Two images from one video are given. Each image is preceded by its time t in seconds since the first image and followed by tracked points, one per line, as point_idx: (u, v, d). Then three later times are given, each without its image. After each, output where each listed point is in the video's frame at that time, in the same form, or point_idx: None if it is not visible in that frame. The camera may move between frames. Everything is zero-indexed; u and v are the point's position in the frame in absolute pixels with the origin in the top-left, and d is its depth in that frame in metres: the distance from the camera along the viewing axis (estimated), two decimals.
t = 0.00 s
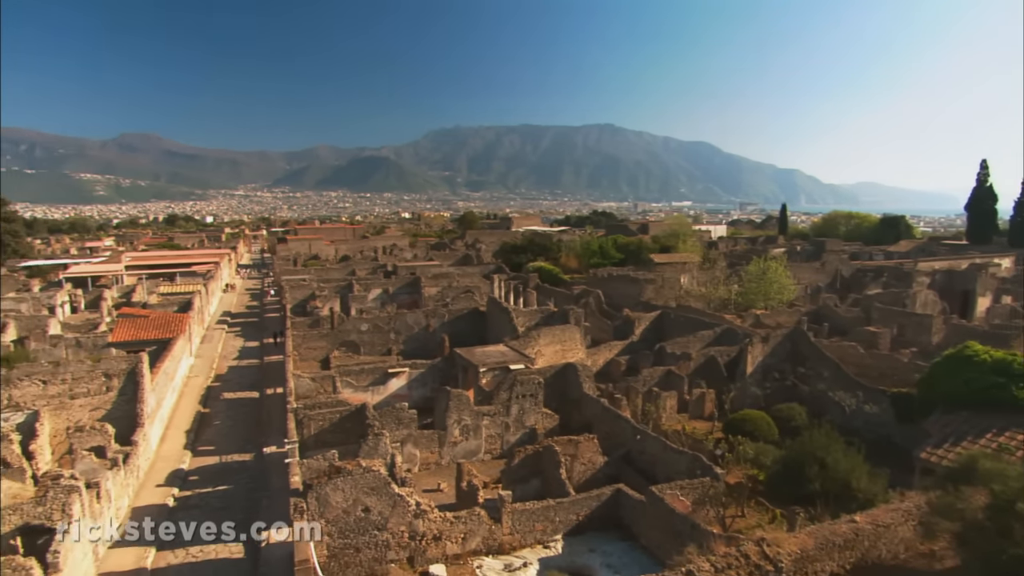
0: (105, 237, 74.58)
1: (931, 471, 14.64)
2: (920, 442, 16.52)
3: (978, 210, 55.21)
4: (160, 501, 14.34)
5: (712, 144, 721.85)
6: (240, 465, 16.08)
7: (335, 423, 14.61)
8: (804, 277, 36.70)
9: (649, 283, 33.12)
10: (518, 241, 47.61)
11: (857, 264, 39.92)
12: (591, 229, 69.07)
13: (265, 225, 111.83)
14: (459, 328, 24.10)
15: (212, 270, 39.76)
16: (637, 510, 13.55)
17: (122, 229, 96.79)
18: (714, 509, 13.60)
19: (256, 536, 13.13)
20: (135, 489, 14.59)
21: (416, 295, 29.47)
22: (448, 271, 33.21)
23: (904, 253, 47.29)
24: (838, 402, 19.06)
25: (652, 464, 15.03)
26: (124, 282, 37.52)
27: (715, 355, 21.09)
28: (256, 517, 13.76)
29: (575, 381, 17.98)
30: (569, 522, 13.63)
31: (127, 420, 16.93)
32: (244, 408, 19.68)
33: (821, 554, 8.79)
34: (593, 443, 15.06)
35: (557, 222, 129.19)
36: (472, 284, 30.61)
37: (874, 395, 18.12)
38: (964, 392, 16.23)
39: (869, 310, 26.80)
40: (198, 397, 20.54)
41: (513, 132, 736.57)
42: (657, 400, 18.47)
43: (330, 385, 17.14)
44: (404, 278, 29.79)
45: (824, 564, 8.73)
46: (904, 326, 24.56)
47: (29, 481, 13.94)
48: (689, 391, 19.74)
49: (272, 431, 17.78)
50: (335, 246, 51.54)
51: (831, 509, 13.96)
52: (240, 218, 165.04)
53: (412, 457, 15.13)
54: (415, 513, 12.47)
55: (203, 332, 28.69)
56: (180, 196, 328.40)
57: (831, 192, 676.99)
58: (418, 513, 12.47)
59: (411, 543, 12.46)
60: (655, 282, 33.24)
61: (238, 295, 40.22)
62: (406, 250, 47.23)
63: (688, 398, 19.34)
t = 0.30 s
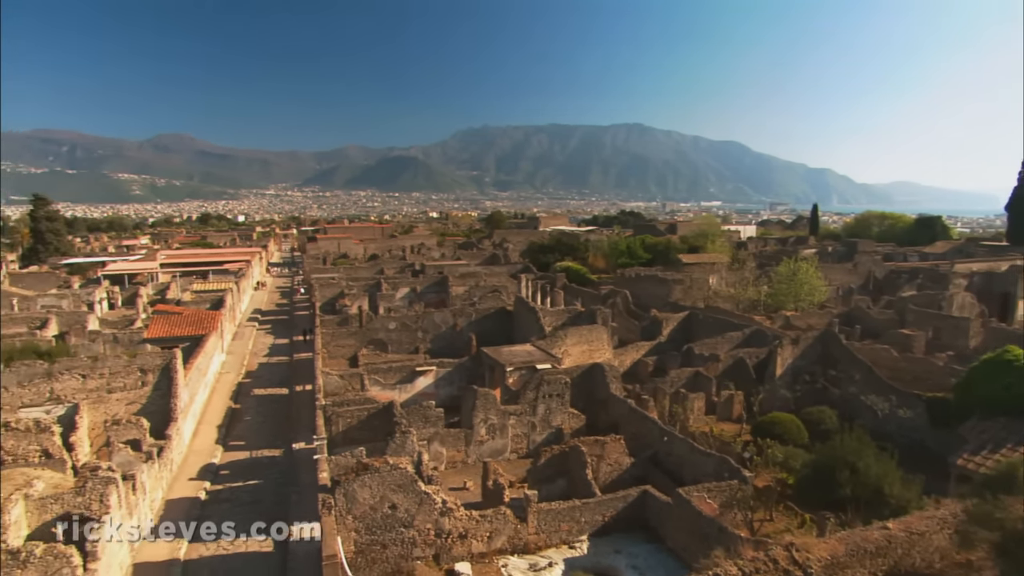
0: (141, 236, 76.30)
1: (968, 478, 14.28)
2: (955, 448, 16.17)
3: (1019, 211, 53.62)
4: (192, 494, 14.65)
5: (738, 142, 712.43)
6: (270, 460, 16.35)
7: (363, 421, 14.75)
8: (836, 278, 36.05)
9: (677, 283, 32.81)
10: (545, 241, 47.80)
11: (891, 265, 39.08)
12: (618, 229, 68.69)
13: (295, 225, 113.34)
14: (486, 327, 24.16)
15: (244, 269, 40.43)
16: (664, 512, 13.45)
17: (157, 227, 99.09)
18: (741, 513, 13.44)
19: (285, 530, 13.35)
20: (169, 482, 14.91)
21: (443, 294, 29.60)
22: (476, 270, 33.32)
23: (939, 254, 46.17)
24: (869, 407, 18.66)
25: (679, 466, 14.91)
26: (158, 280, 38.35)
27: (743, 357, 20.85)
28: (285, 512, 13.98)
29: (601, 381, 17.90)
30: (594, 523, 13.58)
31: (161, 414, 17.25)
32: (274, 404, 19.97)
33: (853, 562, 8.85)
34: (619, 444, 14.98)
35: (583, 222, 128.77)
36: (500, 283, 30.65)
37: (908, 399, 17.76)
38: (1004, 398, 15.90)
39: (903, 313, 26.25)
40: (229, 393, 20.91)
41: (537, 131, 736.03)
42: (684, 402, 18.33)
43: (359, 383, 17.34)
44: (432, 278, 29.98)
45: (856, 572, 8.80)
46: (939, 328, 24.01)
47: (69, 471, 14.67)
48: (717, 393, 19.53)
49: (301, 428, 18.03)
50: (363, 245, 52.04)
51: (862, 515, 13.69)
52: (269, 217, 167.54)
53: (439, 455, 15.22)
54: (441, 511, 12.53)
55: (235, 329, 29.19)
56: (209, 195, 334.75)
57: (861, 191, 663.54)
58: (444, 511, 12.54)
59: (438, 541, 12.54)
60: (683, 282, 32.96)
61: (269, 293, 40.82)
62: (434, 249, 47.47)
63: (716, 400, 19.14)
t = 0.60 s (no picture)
0: (176, 234, 77.96)
1: (1007, 486, 13.90)
2: (995, 454, 15.80)
3: None
4: (223, 488, 14.92)
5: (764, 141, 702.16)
6: (299, 456, 16.57)
7: (390, 418, 14.86)
8: (869, 279, 35.36)
9: (705, 283, 32.55)
10: (573, 241, 48.57)
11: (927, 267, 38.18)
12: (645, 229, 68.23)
13: (325, 224, 114.87)
14: (513, 327, 24.19)
15: (274, 267, 41.05)
16: (691, 515, 13.33)
17: (192, 225, 101.30)
18: (770, 517, 13.26)
19: (313, 525, 13.53)
20: (201, 475, 15.22)
21: (470, 293, 29.71)
22: (503, 269, 33.39)
23: (977, 256, 45.00)
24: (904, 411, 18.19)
25: (707, 468, 14.76)
26: (192, 277, 39.12)
27: (773, 359, 20.58)
28: (314, 507, 14.16)
29: (629, 382, 17.80)
30: (621, 524, 13.50)
31: (195, 410, 17.60)
32: (303, 401, 20.24)
33: (885, 569, 8.66)
34: (647, 446, 14.86)
35: (611, 222, 128.16)
36: (527, 282, 30.63)
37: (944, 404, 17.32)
38: None
39: (939, 316, 25.66)
40: (260, 389, 21.25)
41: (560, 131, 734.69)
42: (713, 404, 18.15)
43: (386, 381, 17.49)
44: (459, 277, 30.09)
45: None
46: (977, 332, 23.42)
47: (107, 463, 15.11)
48: (746, 395, 19.30)
49: (329, 425, 18.23)
50: (392, 244, 52.48)
51: (896, 521, 13.35)
52: (299, 216, 170.04)
53: (465, 454, 15.27)
54: (467, 510, 12.56)
55: (266, 326, 29.65)
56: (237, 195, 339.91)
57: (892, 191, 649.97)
58: (470, 510, 12.57)
59: (463, 539, 12.58)
60: (711, 283, 32.65)
61: (299, 291, 41.38)
62: (461, 249, 47.65)
63: (745, 402, 18.90)
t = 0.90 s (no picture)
0: (207, 232, 79.48)
1: None
2: None
3: None
4: (252, 482, 15.13)
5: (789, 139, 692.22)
6: (326, 452, 16.76)
7: (416, 416, 14.95)
8: (901, 281, 34.67)
9: (732, 284, 32.26)
10: (599, 241, 48.39)
11: (962, 268, 37.31)
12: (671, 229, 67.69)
13: (351, 223, 115.88)
14: (539, 326, 24.18)
15: (303, 265, 41.56)
16: (717, 518, 13.19)
17: (222, 224, 103.00)
18: (797, 521, 13.08)
19: (339, 521, 13.67)
20: (230, 470, 15.45)
21: (496, 292, 29.75)
22: (529, 269, 33.38)
23: (1015, 257, 43.82)
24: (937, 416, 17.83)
25: (733, 471, 14.60)
26: (222, 275, 39.80)
27: (801, 361, 20.32)
28: (340, 503, 14.29)
29: (655, 383, 17.69)
30: (645, 526, 13.41)
31: (224, 406, 17.88)
32: (330, 398, 20.47)
33: None
34: (672, 447, 14.75)
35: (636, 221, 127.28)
36: (553, 282, 30.60)
37: (980, 409, 16.93)
38: None
39: (974, 319, 25.08)
40: (288, 386, 21.53)
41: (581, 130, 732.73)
42: (740, 405, 17.97)
43: (413, 379, 17.61)
44: (485, 276, 30.15)
45: None
46: (1014, 336, 22.85)
47: (140, 456, 15.45)
48: (774, 397, 19.06)
49: (355, 422, 18.40)
50: (418, 243, 52.79)
51: (928, 528, 13.11)
52: (326, 215, 171.67)
53: (490, 452, 15.32)
54: (491, 508, 12.58)
55: (294, 323, 30.03)
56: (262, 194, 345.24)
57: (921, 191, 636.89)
58: (495, 508, 12.59)
59: (488, 537, 12.61)
60: (739, 284, 32.32)
61: (326, 289, 41.82)
62: (487, 248, 47.78)
63: (772, 404, 18.67)
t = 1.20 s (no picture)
0: (237, 231, 80.91)
1: None
2: None
3: None
4: (278, 477, 15.33)
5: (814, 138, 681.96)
6: (351, 449, 16.93)
7: (441, 414, 15.03)
8: (934, 282, 33.96)
9: (760, 285, 31.92)
10: (625, 241, 48.26)
11: (999, 269, 36.41)
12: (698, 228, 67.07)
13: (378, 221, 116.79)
14: (564, 326, 24.14)
15: (329, 263, 42.00)
16: (742, 520, 13.05)
17: (252, 222, 104.73)
18: (825, 525, 12.88)
19: (364, 517, 13.80)
20: (257, 465, 15.68)
21: (521, 291, 29.76)
22: (554, 268, 33.33)
23: None
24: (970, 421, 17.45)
25: (759, 473, 14.45)
26: (251, 273, 40.44)
27: (830, 363, 20.02)
28: (365, 499, 14.42)
29: (680, 384, 17.57)
30: (669, 527, 13.33)
31: (252, 401, 18.13)
32: (356, 395, 20.67)
33: None
34: (698, 448, 14.64)
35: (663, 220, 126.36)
36: (578, 281, 30.53)
37: (1016, 414, 16.52)
38: None
39: (1010, 322, 24.47)
40: (314, 383, 21.78)
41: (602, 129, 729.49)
42: (766, 407, 17.76)
43: (437, 377, 17.70)
44: (510, 275, 30.17)
45: None
46: None
47: (171, 450, 15.78)
48: (801, 399, 18.81)
49: (381, 419, 18.55)
50: (443, 241, 53.05)
51: (961, 535, 12.87)
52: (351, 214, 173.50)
53: (514, 451, 15.33)
54: (515, 507, 12.59)
55: (321, 321, 30.39)
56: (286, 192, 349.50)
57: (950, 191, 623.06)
58: (518, 507, 12.60)
59: (511, 536, 12.62)
60: (766, 284, 31.95)
61: (352, 287, 42.22)
62: (512, 247, 47.84)
63: (799, 407, 18.42)
